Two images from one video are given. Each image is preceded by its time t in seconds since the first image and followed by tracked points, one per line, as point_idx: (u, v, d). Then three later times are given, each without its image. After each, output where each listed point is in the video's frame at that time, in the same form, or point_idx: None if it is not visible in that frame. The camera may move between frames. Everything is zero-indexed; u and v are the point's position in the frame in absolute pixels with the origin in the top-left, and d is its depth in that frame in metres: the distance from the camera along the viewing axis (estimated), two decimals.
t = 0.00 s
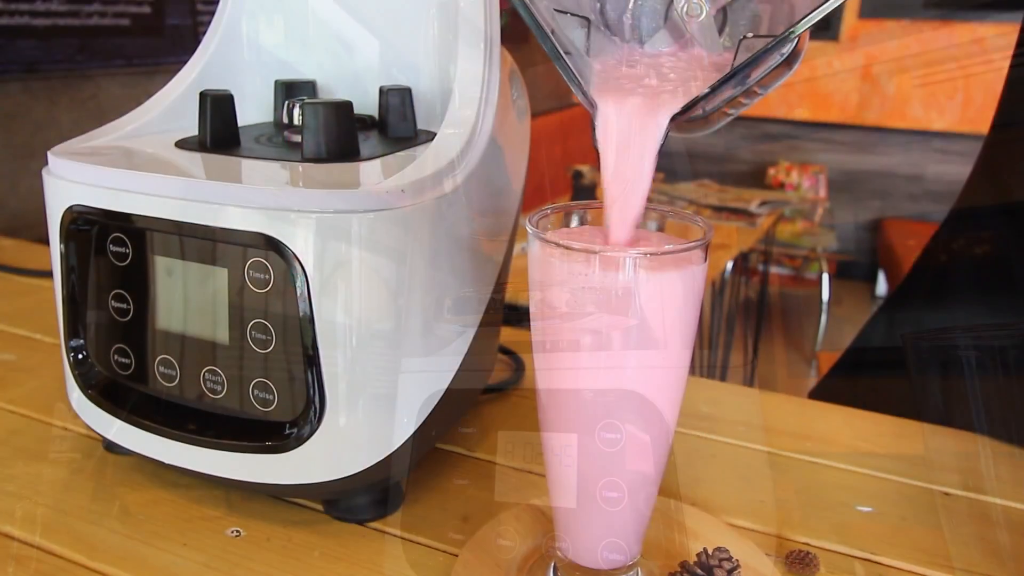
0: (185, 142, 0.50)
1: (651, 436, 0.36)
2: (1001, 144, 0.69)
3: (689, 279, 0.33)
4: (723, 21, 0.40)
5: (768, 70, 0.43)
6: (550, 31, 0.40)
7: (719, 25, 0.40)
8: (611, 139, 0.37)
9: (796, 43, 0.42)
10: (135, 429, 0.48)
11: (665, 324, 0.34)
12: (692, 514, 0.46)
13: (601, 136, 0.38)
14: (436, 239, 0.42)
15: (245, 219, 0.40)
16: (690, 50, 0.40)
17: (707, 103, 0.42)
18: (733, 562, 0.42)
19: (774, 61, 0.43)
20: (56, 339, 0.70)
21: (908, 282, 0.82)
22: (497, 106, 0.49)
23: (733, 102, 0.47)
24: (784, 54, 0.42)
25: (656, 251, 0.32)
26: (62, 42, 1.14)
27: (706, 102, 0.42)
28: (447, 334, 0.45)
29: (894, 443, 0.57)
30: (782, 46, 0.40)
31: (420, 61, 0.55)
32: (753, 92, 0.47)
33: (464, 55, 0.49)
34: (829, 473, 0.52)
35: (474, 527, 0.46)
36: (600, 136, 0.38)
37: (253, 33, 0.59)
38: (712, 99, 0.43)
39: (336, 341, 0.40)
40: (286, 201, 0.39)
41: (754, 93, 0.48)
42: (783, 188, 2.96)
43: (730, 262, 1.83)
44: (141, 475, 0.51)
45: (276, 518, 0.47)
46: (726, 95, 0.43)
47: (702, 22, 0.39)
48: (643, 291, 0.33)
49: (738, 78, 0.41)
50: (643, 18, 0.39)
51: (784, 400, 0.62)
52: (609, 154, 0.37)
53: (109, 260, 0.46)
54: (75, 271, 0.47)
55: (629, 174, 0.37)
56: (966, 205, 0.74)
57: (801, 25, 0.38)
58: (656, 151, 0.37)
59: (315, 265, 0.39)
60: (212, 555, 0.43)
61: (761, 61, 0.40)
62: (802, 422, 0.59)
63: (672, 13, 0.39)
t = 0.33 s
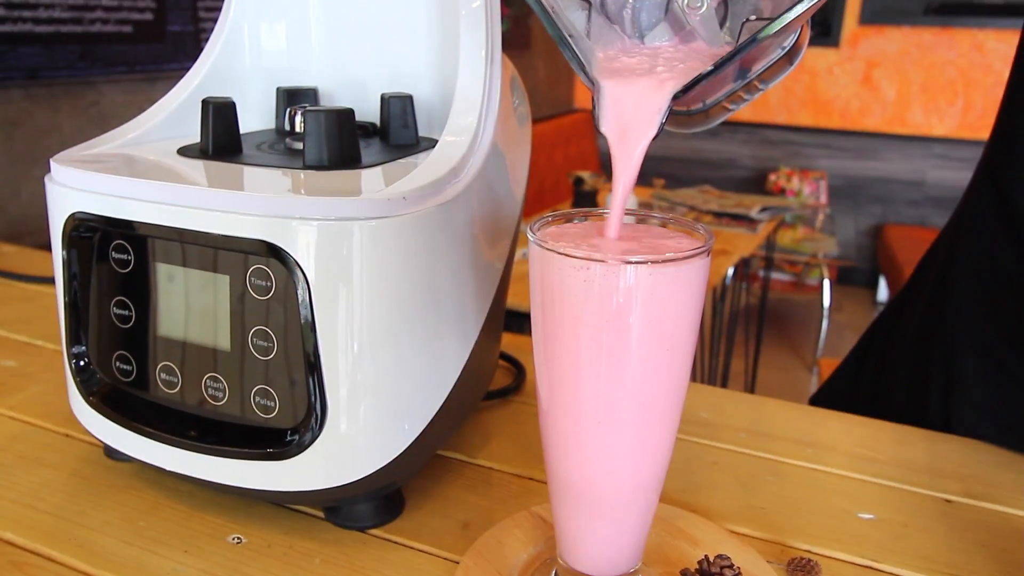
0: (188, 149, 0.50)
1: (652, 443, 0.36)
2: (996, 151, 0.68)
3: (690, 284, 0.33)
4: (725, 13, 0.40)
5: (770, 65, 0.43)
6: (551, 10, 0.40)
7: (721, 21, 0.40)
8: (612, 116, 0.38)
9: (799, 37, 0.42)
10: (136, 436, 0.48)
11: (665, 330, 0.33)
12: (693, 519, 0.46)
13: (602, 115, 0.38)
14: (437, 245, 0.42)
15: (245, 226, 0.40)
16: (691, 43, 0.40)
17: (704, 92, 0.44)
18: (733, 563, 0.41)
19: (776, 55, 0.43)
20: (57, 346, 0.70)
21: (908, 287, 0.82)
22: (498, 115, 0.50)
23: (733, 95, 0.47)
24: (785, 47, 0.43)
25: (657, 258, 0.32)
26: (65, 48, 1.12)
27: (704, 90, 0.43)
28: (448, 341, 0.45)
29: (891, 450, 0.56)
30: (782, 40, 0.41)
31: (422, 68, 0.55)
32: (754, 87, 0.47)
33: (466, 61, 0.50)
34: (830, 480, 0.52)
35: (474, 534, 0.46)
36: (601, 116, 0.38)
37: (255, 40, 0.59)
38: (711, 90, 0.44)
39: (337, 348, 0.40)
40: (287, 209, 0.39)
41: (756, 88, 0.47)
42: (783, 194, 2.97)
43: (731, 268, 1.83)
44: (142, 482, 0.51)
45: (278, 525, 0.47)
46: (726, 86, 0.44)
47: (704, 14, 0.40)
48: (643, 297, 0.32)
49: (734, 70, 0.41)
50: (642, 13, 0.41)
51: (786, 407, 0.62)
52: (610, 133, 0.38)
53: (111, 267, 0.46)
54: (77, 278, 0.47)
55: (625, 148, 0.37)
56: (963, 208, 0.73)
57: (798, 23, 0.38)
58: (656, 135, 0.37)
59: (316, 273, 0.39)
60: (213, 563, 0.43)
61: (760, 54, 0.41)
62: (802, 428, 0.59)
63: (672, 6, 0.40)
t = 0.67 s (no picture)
0: (190, 156, 0.50)
1: (653, 449, 0.36)
2: (998, 157, 0.69)
3: (691, 290, 0.33)
4: (732, 22, 0.38)
5: (776, 75, 0.44)
6: None
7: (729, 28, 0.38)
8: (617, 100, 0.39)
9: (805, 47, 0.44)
10: (137, 442, 0.48)
11: (666, 336, 0.33)
12: (693, 525, 0.46)
13: (611, 100, 0.40)
14: (437, 251, 0.42)
15: (247, 232, 0.40)
16: (698, 50, 0.39)
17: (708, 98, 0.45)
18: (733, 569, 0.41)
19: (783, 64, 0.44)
20: (58, 352, 0.71)
21: (909, 292, 0.82)
22: (499, 122, 0.50)
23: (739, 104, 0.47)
24: (793, 57, 0.44)
25: (658, 264, 0.32)
26: (67, 54, 1.13)
27: (708, 96, 0.44)
28: (448, 347, 0.45)
29: (893, 457, 0.56)
30: (786, 45, 0.42)
31: (423, 75, 0.56)
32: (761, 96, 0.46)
33: (468, 68, 0.50)
34: (830, 486, 0.52)
35: (474, 540, 0.46)
36: (610, 100, 0.40)
37: (256, 46, 0.59)
38: (717, 95, 0.45)
39: (338, 354, 0.41)
40: (288, 215, 0.39)
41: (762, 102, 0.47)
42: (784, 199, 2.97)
43: (731, 273, 1.84)
44: (143, 488, 0.51)
45: (278, 531, 0.47)
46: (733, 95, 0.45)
47: (710, 24, 0.38)
48: (643, 303, 0.32)
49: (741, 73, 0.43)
50: (648, 24, 0.40)
51: (787, 412, 0.63)
52: (620, 116, 0.39)
53: (113, 273, 0.46)
54: (79, 284, 0.48)
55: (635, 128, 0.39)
56: (964, 214, 0.73)
57: (805, 20, 0.40)
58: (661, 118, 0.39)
59: (317, 279, 0.39)
60: (213, 569, 0.43)
61: (766, 57, 0.42)
62: (803, 434, 0.59)
63: (680, 16, 0.40)
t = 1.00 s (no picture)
0: (193, 157, 0.51)
1: (656, 450, 0.36)
2: (1004, 160, 0.68)
3: (695, 291, 0.33)
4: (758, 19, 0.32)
5: (790, 101, 0.44)
6: None
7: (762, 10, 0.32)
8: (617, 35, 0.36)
9: (818, 76, 0.44)
10: (139, 443, 0.48)
11: (669, 337, 0.33)
12: (696, 528, 0.46)
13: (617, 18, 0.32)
14: (440, 253, 0.42)
15: (250, 235, 0.40)
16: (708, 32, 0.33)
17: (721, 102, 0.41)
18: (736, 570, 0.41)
19: (797, 90, 0.43)
20: (62, 353, 0.71)
21: (913, 293, 0.82)
22: (501, 124, 0.50)
23: (752, 133, 0.45)
24: (807, 84, 0.44)
25: (661, 266, 0.32)
26: (70, 56, 1.13)
27: (722, 97, 0.41)
28: (451, 348, 0.45)
29: (897, 458, 0.56)
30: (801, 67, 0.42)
31: (425, 76, 0.56)
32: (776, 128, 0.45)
33: (471, 71, 0.50)
34: (833, 488, 0.52)
35: (476, 542, 0.46)
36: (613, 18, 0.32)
37: (260, 48, 0.59)
38: (736, 114, 0.43)
39: (341, 356, 0.41)
40: (291, 217, 0.39)
41: (779, 136, 0.46)
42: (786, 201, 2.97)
43: (733, 275, 1.84)
44: (147, 489, 0.51)
45: (281, 533, 0.47)
46: (746, 119, 0.44)
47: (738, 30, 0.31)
48: (646, 305, 0.32)
49: (755, 92, 0.42)
50: None
51: (790, 414, 0.63)
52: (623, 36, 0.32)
53: (116, 275, 0.46)
54: (82, 285, 0.48)
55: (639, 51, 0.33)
56: (969, 216, 0.73)
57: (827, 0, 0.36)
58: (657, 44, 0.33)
59: (320, 281, 0.39)
60: (215, 570, 0.43)
61: (781, 76, 0.41)
62: (806, 436, 0.59)
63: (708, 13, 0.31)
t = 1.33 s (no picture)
0: (199, 149, 0.51)
1: (664, 442, 0.36)
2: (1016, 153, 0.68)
3: (703, 282, 0.33)
4: None
5: (809, 49, 0.41)
6: None
7: None
8: None
9: (844, 31, 0.41)
10: (146, 434, 0.48)
11: (677, 329, 0.33)
12: (703, 520, 0.46)
13: None
14: (446, 244, 0.42)
15: (256, 225, 0.40)
16: None
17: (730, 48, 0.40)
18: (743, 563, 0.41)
19: (819, 40, 0.41)
20: (69, 344, 0.71)
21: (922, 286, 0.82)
22: (508, 115, 0.50)
23: (766, 83, 0.43)
24: (830, 37, 0.41)
25: (668, 257, 0.32)
26: (76, 48, 1.13)
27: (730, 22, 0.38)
28: (457, 340, 0.45)
29: (904, 451, 0.56)
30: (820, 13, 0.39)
31: (430, 67, 0.55)
32: (793, 87, 0.43)
33: (478, 61, 0.50)
34: (841, 480, 0.52)
35: (483, 533, 0.46)
36: None
37: (266, 39, 0.59)
38: (746, 56, 0.41)
39: (347, 347, 0.41)
40: (297, 208, 0.39)
41: (797, 108, 0.44)
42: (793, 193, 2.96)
43: (739, 267, 1.83)
44: (154, 479, 0.51)
45: (287, 523, 0.47)
46: (763, 65, 0.42)
47: None
48: (653, 297, 0.32)
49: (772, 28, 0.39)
50: None
51: (797, 406, 0.62)
52: None
53: (123, 266, 0.46)
54: (89, 276, 0.48)
55: None
56: (979, 206, 0.73)
57: None
58: None
59: (326, 272, 0.39)
60: (223, 560, 0.43)
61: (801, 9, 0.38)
62: (813, 428, 0.59)
63: None
